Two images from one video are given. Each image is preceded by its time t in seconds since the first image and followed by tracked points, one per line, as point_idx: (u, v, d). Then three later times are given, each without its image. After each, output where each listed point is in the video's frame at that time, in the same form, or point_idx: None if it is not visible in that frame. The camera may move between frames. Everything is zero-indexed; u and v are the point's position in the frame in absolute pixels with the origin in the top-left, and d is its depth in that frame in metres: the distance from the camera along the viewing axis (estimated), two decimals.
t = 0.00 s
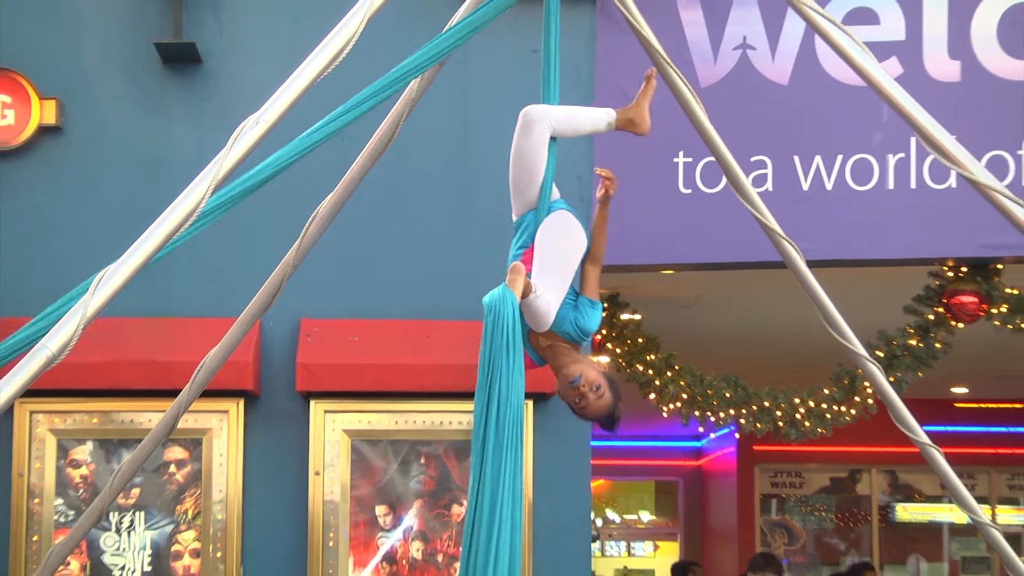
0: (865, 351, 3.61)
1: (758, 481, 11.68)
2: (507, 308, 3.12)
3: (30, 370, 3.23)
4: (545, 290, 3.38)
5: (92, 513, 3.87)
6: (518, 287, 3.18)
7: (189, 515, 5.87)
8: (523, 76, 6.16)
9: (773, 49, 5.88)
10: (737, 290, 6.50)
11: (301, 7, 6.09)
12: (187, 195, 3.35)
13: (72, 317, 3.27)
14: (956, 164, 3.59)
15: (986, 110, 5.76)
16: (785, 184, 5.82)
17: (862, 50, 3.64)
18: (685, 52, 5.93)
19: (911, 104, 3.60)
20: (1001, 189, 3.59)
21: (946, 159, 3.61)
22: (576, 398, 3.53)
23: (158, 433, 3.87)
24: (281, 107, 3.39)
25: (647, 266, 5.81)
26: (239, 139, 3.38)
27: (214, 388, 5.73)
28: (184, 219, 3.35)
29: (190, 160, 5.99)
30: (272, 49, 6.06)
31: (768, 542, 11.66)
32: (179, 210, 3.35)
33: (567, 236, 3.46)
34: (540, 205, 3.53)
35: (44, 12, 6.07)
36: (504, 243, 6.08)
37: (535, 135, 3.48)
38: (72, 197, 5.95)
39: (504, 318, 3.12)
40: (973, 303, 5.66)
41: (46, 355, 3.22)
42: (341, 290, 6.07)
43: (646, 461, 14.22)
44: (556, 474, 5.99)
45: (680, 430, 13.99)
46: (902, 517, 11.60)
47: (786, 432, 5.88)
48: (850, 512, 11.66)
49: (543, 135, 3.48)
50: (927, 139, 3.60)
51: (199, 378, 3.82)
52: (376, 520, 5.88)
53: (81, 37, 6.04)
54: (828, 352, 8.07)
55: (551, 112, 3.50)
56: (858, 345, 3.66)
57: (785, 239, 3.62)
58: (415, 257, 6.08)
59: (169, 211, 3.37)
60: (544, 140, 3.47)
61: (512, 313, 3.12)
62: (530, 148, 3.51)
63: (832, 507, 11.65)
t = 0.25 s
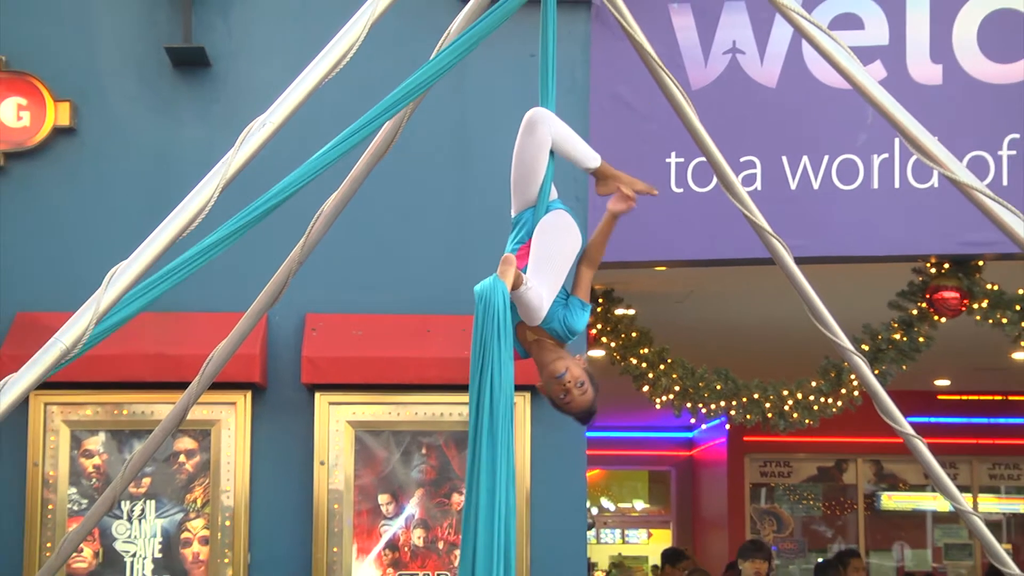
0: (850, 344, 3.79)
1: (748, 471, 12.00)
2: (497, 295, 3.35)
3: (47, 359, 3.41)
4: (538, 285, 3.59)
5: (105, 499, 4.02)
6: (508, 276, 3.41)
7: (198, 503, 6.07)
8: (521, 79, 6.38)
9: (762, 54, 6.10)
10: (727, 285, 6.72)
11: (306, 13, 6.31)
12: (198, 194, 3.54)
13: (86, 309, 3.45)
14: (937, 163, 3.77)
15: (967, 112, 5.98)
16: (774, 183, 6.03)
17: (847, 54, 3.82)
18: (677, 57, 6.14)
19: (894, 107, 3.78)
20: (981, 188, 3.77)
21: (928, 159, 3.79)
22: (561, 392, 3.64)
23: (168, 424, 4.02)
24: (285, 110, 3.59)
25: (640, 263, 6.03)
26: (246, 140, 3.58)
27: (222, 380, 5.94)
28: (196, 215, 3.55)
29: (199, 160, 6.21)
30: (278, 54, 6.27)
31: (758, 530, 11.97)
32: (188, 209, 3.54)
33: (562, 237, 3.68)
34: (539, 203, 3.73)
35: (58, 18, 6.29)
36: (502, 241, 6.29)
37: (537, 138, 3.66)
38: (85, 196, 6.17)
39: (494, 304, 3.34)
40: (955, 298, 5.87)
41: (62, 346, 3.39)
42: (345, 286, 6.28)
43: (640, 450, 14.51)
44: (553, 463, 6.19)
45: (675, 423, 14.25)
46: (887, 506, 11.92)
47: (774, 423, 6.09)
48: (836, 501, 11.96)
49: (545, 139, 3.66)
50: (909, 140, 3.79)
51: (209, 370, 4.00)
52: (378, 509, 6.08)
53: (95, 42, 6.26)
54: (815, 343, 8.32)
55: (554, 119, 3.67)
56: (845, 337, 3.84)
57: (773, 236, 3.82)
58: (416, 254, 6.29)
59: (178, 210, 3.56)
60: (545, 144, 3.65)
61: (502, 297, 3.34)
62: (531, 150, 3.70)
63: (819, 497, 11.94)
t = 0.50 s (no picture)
0: (850, 345, 3.79)
1: (747, 472, 11.99)
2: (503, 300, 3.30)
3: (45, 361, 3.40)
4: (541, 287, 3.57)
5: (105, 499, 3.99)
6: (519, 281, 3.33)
7: (197, 504, 6.07)
8: (521, 80, 6.38)
9: (761, 54, 6.11)
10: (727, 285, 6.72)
11: (306, 13, 6.31)
12: (197, 194, 3.53)
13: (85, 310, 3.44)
14: (937, 164, 3.76)
15: (966, 113, 5.98)
16: (773, 184, 6.03)
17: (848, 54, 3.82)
18: (676, 57, 6.14)
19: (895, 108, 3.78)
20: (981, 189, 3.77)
21: (928, 159, 3.78)
22: (549, 394, 3.64)
23: (168, 426, 3.98)
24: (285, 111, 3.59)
25: (640, 264, 6.03)
26: (245, 141, 3.58)
27: (221, 381, 5.94)
28: (194, 217, 3.54)
29: (199, 161, 6.21)
30: (278, 54, 6.27)
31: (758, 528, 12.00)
32: (187, 211, 3.53)
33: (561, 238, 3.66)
34: (538, 204, 3.71)
35: (59, 18, 6.29)
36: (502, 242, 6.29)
37: (533, 139, 3.66)
38: (84, 196, 6.17)
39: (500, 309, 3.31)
40: (954, 299, 5.87)
41: (61, 347, 3.39)
42: (344, 286, 6.28)
43: (640, 451, 14.47)
44: (552, 464, 6.19)
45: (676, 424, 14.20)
46: (886, 506, 11.92)
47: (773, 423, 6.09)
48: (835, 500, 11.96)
49: (541, 140, 3.66)
50: (909, 140, 3.78)
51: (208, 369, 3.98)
52: (378, 509, 6.08)
53: (94, 42, 6.26)
54: (816, 345, 8.30)
55: (548, 118, 3.67)
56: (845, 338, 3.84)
57: (773, 237, 3.82)
58: (416, 255, 6.29)
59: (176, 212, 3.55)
60: (540, 146, 3.66)
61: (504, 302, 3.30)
62: (526, 150, 3.70)
63: (819, 497, 11.95)
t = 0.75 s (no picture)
0: (846, 345, 3.80)
1: (745, 472, 11.96)
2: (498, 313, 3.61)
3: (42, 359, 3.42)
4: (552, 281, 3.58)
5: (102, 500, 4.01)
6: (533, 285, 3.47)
7: (195, 504, 6.07)
8: (518, 80, 6.38)
9: (758, 54, 6.10)
10: (724, 286, 6.73)
11: (304, 13, 6.31)
12: (193, 194, 3.54)
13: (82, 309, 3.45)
14: (934, 164, 3.77)
15: (964, 113, 5.98)
16: (771, 184, 6.03)
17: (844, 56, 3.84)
18: (674, 57, 6.14)
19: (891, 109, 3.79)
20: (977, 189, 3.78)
21: (924, 159, 3.79)
22: (542, 394, 3.62)
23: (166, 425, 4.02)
24: (281, 112, 3.60)
25: (638, 264, 6.03)
26: (242, 141, 3.59)
27: (218, 381, 5.94)
28: (190, 218, 3.54)
29: (196, 161, 6.20)
30: (275, 54, 6.27)
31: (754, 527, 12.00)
32: (183, 211, 3.54)
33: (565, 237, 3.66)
34: (539, 204, 3.73)
35: (56, 17, 6.29)
36: (500, 241, 6.29)
37: (532, 139, 3.66)
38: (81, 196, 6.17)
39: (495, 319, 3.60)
40: (951, 299, 5.86)
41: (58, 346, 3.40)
42: (342, 286, 6.28)
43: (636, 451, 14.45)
44: (550, 464, 6.18)
45: (672, 424, 14.19)
46: (883, 506, 11.95)
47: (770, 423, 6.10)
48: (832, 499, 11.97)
49: (541, 140, 3.66)
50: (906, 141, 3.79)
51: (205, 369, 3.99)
52: (375, 509, 6.08)
53: (92, 42, 6.26)
54: (813, 345, 8.29)
55: (548, 119, 3.67)
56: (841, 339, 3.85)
57: (769, 238, 3.84)
58: (413, 255, 6.29)
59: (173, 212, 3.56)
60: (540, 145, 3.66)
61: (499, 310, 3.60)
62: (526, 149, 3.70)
63: (816, 497, 11.95)
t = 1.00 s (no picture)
0: (845, 345, 3.80)
1: (744, 472, 11.95)
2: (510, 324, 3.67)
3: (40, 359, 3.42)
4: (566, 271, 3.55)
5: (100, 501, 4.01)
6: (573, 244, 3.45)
7: (193, 504, 6.06)
8: (516, 81, 6.38)
9: (756, 54, 6.10)
10: (723, 286, 6.73)
11: (303, 13, 6.31)
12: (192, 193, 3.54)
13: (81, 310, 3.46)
14: (933, 164, 3.77)
15: (962, 113, 5.98)
16: (769, 184, 6.04)
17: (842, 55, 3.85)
18: (672, 57, 6.15)
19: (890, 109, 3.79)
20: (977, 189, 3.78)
21: (921, 158, 3.79)
22: (544, 388, 3.80)
23: (164, 425, 4.01)
24: (281, 111, 3.60)
25: (636, 264, 6.03)
26: (241, 140, 3.59)
27: (216, 381, 5.94)
28: (188, 217, 3.55)
29: (194, 161, 6.20)
30: (273, 54, 6.27)
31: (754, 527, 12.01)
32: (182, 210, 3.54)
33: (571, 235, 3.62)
34: (541, 205, 3.73)
35: (54, 18, 6.29)
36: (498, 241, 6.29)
37: (529, 138, 3.67)
38: (78, 196, 6.16)
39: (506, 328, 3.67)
40: (950, 300, 5.89)
41: (57, 347, 3.41)
42: (340, 286, 6.27)
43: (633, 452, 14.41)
44: (548, 464, 6.18)
45: (671, 424, 14.17)
46: (882, 506, 11.96)
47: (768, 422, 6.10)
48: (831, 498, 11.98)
49: (538, 140, 3.68)
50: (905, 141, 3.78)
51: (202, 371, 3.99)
52: (373, 509, 6.08)
53: (90, 43, 6.26)
54: (812, 345, 8.29)
55: (544, 119, 3.69)
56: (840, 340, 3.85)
57: (768, 238, 3.84)
58: (412, 255, 6.29)
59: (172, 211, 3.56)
60: (538, 145, 3.67)
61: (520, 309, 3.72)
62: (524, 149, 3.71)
63: (814, 497, 11.96)
